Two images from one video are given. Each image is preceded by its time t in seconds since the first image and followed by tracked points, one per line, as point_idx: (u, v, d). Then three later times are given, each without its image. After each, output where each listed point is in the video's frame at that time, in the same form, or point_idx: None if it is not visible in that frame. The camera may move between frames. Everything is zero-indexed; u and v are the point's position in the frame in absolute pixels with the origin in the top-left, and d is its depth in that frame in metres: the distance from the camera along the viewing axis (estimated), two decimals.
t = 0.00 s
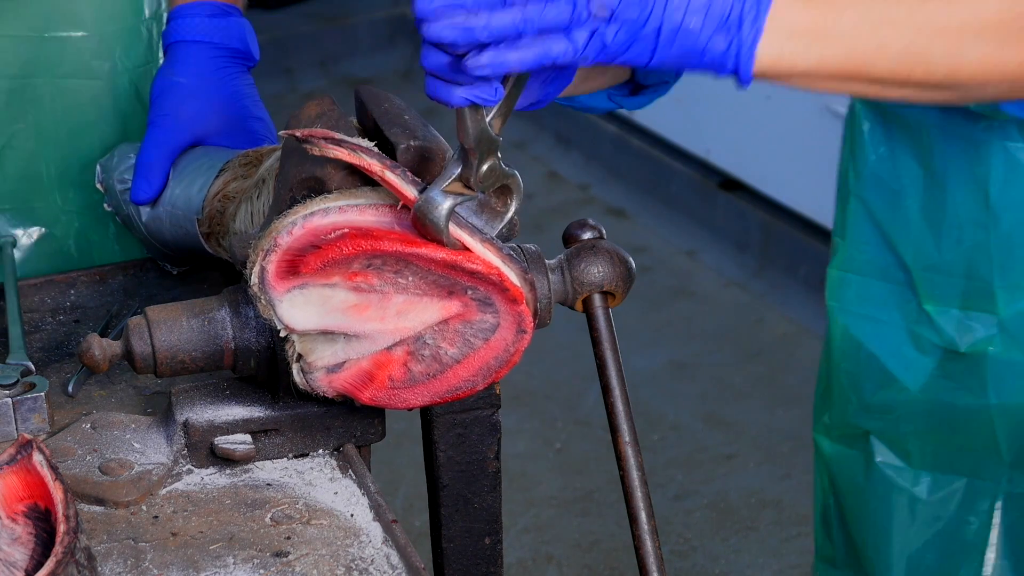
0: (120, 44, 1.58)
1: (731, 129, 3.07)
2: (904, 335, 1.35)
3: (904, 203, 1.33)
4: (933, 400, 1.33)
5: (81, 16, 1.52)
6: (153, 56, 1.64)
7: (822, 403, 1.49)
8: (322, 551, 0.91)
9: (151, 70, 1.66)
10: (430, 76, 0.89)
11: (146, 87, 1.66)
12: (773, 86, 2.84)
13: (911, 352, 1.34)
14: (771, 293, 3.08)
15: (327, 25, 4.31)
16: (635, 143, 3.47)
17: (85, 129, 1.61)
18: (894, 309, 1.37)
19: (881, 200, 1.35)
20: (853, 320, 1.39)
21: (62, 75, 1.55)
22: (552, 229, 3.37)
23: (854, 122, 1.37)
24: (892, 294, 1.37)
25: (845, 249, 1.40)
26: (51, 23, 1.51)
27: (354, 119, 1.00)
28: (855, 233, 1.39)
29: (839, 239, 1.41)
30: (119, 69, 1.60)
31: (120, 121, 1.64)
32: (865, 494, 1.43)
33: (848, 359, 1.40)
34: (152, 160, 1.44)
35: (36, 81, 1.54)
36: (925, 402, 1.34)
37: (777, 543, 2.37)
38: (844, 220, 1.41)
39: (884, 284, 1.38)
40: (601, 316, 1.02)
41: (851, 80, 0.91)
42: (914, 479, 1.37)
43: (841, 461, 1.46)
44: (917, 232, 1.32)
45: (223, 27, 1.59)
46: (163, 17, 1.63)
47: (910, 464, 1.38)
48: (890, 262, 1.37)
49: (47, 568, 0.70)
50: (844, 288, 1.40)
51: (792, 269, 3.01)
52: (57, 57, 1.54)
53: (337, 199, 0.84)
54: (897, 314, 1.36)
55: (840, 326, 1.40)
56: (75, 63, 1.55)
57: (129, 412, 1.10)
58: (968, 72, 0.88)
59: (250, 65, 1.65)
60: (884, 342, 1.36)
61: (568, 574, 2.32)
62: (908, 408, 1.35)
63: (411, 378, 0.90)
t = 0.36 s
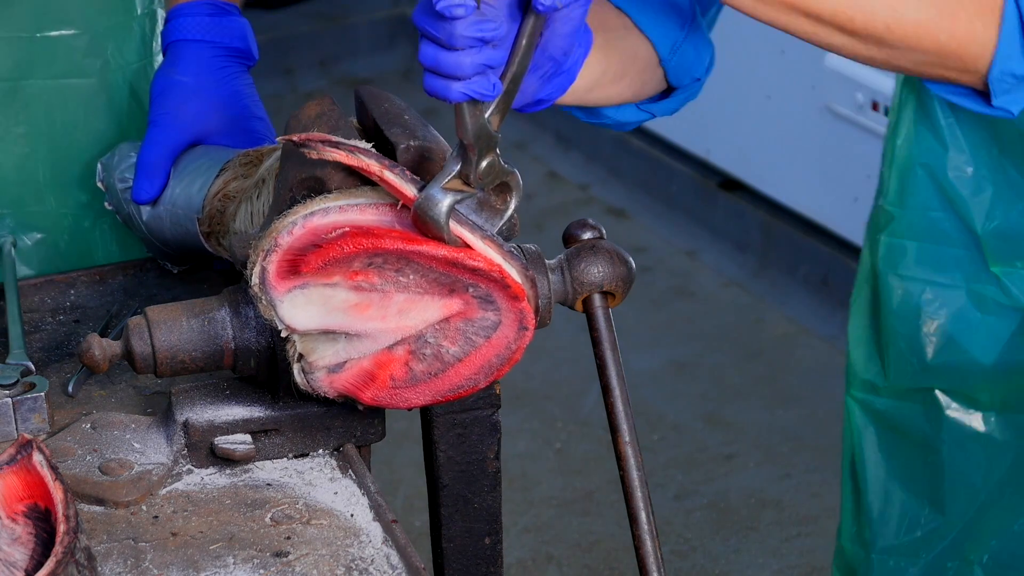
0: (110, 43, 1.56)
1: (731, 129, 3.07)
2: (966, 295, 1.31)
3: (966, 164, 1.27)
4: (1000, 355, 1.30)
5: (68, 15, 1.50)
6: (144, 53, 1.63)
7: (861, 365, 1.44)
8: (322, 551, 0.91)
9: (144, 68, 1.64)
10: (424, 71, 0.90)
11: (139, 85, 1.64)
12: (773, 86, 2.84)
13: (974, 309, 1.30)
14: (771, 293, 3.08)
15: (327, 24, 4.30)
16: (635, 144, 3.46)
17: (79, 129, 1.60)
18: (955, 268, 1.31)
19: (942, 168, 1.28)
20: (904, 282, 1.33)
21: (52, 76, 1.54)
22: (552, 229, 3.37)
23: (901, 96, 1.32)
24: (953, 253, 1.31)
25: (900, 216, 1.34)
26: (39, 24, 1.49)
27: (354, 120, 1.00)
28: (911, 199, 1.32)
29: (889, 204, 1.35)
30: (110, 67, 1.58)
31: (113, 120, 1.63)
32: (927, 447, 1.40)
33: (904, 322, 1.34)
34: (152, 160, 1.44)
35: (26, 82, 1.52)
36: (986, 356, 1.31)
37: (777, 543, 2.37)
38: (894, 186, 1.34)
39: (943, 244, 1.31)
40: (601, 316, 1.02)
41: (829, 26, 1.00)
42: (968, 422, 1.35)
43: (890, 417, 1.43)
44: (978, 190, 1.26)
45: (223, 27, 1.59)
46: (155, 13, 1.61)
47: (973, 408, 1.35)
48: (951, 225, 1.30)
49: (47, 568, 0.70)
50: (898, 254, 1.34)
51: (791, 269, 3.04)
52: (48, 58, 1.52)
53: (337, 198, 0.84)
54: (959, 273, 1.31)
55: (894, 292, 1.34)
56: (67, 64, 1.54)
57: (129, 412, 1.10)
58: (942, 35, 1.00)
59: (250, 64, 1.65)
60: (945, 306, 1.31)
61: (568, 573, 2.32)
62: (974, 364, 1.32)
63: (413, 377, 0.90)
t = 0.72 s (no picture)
0: (94, 45, 1.57)
1: (732, 129, 3.07)
2: (918, 256, 1.30)
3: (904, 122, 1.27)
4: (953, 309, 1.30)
5: (52, 19, 1.51)
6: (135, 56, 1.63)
7: (817, 337, 1.42)
8: (322, 551, 0.91)
9: (135, 70, 1.64)
10: (437, 62, 0.90)
11: (131, 89, 1.65)
12: (773, 86, 2.83)
13: (927, 267, 1.30)
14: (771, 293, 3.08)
15: (326, 24, 4.30)
16: (635, 143, 3.46)
17: (70, 133, 1.61)
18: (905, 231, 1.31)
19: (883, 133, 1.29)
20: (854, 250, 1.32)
21: (39, 82, 1.55)
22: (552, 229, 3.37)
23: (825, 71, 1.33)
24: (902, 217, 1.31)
25: (845, 190, 1.32)
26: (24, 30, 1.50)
27: (354, 120, 1.00)
28: (854, 172, 1.31)
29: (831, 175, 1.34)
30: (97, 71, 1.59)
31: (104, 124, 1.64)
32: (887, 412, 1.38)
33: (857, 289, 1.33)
34: (152, 159, 1.44)
35: (15, 90, 1.54)
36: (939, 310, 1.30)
37: (777, 543, 2.37)
38: (831, 160, 1.33)
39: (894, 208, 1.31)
40: (601, 316, 1.02)
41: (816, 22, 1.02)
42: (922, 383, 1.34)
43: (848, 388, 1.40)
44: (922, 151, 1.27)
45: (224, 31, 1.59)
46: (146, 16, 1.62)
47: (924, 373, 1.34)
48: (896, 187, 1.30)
49: (47, 569, 0.70)
50: (847, 224, 1.33)
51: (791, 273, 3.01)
52: (36, 65, 1.53)
53: (340, 196, 0.84)
54: (911, 235, 1.30)
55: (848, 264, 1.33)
56: (53, 70, 1.55)
57: (129, 412, 1.10)
58: (922, 15, 1.01)
59: (248, 70, 1.65)
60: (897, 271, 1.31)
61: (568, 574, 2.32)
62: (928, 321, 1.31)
63: (416, 375, 0.90)
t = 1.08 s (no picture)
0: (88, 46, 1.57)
1: (732, 128, 3.07)
2: (949, 254, 1.29)
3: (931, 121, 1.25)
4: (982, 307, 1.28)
5: (50, 23, 1.52)
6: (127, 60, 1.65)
7: (843, 331, 1.41)
8: (322, 551, 0.91)
9: (125, 72, 1.66)
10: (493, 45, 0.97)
11: (121, 90, 1.66)
12: (773, 87, 2.84)
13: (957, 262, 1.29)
14: (771, 293, 3.08)
15: (326, 24, 4.30)
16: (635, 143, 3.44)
17: (59, 137, 1.61)
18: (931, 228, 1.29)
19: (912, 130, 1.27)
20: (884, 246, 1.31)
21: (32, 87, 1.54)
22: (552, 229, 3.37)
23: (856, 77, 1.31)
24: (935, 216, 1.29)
25: (877, 188, 1.32)
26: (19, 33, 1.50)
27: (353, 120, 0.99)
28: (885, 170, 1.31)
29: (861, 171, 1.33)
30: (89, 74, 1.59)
31: (95, 126, 1.65)
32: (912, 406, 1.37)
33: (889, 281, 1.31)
34: (151, 155, 1.43)
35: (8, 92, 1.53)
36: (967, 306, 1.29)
37: (777, 543, 2.38)
38: (861, 157, 1.33)
39: (924, 208, 1.29)
40: (601, 316, 1.01)
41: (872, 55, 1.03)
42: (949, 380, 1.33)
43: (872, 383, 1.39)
44: (954, 149, 1.24)
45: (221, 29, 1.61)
46: (136, 17, 1.63)
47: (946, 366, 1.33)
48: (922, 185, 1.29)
49: (47, 569, 0.70)
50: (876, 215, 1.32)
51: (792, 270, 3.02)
52: (29, 70, 1.53)
53: (347, 192, 0.81)
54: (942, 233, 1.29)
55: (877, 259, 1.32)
56: (45, 72, 1.55)
57: (129, 412, 1.10)
58: (977, 64, 1.03)
59: (245, 68, 1.66)
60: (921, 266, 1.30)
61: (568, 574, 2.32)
62: (957, 319, 1.29)
63: (418, 374, 0.90)
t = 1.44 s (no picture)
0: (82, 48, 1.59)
1: (731, 128, 3.07)
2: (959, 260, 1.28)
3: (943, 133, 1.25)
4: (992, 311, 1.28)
5: (45, 24, 1.54)
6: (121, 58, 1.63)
7: (848, 329, 1.40)
8: (322, 551, 0.91)
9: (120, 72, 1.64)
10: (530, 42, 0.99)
11: (117, 90, 1.65)
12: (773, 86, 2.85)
13: (967, 268, 1.28)
14: (771, 293, 3.08)
15: (327, 24, 4.30)
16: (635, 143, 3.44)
17: (54, 138, 1.62)
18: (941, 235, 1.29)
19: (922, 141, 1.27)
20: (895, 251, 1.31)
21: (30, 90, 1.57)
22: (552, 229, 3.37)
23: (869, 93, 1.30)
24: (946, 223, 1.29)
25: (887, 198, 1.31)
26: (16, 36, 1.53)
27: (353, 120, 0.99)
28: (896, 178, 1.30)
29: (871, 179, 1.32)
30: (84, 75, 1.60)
31: (91, 126, 1.64)
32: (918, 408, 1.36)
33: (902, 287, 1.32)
34: (147, 167, 1.43)
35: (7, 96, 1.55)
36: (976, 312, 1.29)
37: (777, 543, 2.38)
38: (871, 166, 1.32)
39: (936, 215, 1.29)
40: (601, 316, 1.01)
41: (903, 88, 1.04)
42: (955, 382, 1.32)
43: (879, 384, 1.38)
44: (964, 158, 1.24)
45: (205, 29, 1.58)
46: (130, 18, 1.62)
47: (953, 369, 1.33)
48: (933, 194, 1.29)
49: (47, 569, 0.70)
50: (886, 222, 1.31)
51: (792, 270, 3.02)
52: (25, 74, 1.55)
53: (350, 189, 0.81)
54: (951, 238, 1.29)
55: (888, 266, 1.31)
56: (43, 75, 1.57)
57: (129, 412, 1.10)
58: (1004, 110, 1.03)
59: (229, 66, 1.63)
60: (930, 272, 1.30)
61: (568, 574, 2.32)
62: (968, 325, 1.29)
63: (419, 372, 0.90)
